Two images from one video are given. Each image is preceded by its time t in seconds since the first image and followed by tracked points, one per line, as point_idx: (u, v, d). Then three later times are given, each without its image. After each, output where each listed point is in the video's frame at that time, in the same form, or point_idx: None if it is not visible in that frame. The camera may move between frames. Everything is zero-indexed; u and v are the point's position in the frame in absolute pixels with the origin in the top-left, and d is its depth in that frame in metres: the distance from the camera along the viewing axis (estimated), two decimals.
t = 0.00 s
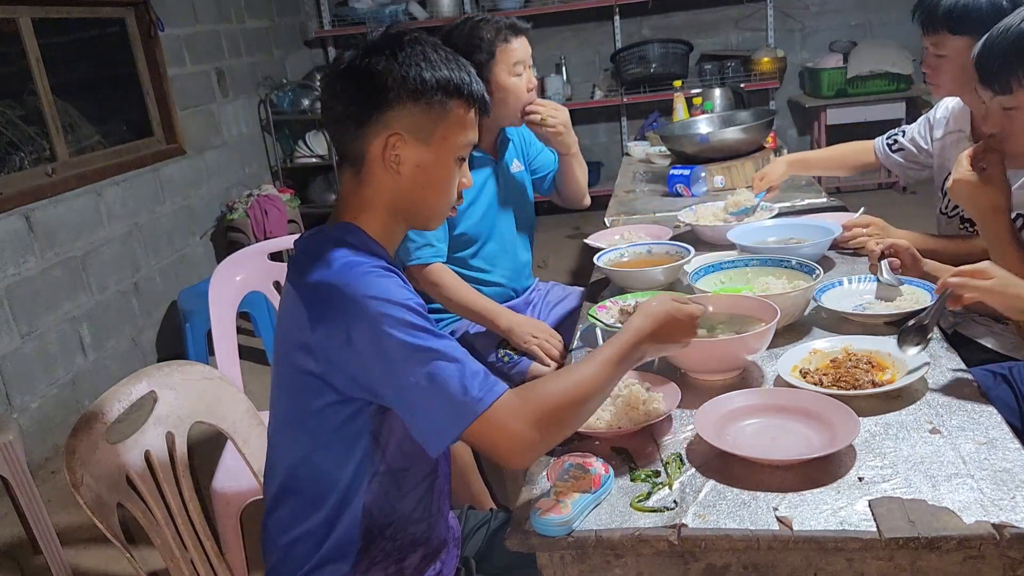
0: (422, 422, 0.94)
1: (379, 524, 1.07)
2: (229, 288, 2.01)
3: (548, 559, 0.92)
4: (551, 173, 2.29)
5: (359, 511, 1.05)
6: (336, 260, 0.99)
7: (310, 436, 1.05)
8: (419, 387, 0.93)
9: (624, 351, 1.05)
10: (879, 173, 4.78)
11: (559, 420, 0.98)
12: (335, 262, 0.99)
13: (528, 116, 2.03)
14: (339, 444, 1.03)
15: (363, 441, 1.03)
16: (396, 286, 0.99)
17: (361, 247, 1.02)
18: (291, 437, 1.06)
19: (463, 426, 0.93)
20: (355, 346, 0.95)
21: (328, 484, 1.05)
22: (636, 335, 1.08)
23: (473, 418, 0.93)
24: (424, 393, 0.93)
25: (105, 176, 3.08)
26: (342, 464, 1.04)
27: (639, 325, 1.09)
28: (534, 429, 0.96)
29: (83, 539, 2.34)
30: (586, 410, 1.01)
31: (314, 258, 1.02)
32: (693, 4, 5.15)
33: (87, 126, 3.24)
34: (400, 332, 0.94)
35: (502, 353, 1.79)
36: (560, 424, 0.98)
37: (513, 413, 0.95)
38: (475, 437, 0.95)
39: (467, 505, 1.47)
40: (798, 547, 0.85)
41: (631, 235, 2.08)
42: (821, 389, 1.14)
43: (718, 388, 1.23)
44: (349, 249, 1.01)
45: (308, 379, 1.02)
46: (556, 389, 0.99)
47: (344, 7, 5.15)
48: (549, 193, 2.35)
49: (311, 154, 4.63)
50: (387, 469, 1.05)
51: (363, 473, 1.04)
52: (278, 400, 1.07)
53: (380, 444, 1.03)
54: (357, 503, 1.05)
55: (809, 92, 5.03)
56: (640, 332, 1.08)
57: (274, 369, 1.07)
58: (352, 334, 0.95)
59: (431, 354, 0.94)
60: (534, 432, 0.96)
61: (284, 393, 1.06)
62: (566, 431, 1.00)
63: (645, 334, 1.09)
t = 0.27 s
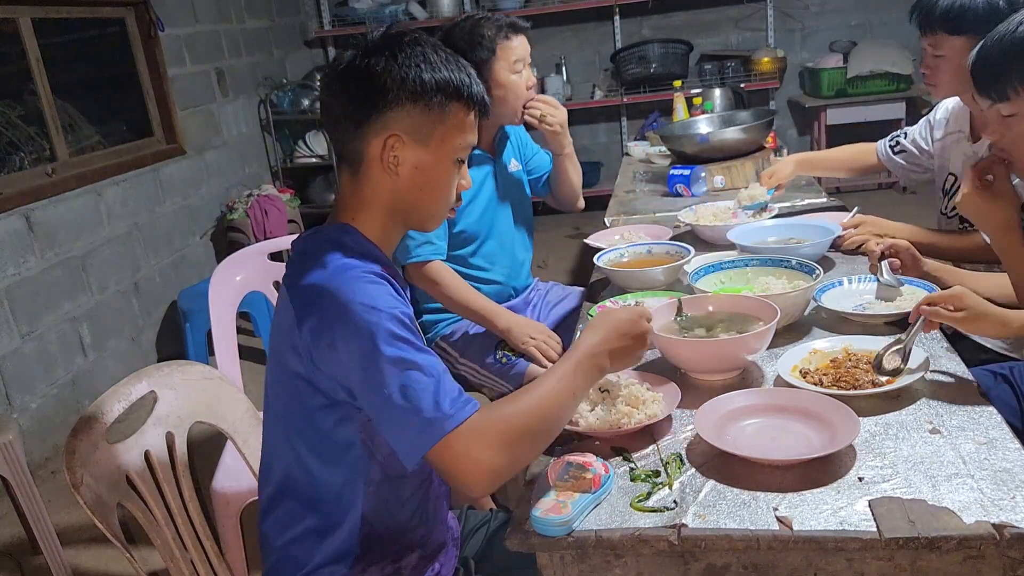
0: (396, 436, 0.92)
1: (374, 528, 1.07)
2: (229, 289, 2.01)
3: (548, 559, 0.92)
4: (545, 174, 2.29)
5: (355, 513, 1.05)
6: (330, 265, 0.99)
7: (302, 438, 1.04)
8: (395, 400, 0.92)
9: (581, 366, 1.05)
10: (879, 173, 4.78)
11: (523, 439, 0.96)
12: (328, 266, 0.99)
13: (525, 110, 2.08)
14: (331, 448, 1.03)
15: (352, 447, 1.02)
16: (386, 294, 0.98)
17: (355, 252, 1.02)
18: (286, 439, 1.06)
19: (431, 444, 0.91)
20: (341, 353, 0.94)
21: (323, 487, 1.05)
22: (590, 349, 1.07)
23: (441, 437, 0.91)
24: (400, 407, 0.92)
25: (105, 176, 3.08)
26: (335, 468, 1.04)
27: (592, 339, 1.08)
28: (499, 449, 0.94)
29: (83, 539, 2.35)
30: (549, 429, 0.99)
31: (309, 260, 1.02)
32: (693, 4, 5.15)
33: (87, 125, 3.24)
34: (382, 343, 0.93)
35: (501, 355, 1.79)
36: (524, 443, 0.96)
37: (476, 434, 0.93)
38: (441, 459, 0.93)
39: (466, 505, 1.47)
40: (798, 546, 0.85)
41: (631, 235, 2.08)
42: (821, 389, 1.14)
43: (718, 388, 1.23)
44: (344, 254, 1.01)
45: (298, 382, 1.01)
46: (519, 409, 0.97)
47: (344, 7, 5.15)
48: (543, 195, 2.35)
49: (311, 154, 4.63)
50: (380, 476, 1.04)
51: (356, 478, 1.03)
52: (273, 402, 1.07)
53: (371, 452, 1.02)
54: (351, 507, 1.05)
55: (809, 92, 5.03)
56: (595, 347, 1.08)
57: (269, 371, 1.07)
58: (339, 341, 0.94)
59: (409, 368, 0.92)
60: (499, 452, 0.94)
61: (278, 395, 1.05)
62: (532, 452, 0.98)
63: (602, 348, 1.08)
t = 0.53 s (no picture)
0: (409, 431, 0.95)
1: (374, 528, 1.07)
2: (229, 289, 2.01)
3: (548, 559, 0.92)
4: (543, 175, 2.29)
5: (354, 514, 1.05)
6: (331, 266, 0.99)
7: (302, 439, 1.04)
8: (408, 396, 0.94)
9: (593, 357, 1.08)
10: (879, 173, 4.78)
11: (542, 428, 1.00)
12: (330, 267, 0.99)
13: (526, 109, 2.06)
14: (331, 449, 1.03)
15: (352, 448, 1.02)
16: (390, 294, 0.99)
17: (356, 252, 1.02)
18: (284, 439, 1.06)
19: (449, 436, 0.95)
20: (346, 354, 0.95)
21: (322, 488, 1.05)
22: (602, 338, 1.11)
23: (457, 429, 0.95)
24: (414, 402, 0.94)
25: (105, 176, 3.08)
26: (334, 468, 1.04)
27: (605, 329, 1.12)
28: (520, 436, 0.98)
29: (83, 538, 2.35)
30: (567, 416, 1.03)
31: (309, 261, 1.02)
32: (693, 4, 5.15)
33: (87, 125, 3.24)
34: (391, 342, 0.94)
35: (501, 355, 1.79)
36: (543, 433, 1.00)
37: (500, 422, 0.98)
38: (462, 448, 0.97)
39: (466, 505, 1.47)
40: (798, 546, 0.85)
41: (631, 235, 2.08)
42: (820, 389, 1.14)
43: (717, 388, 1.23)
44: (344, 254, 1.01)
45: (298, 383, 1.01)
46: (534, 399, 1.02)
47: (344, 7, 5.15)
48: (540, 195, 2.35)
49: (311, 154, 4.63)
50: (380, 476, 1.04)
51: (356, 479, 1.03)
52: (272, 403, 1.07)
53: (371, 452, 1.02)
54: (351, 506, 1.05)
55: (809, 92, 5.03)
56: (610, 335, 1.11)
57: (267, 371, 1.07)
58: (344, 342, 0.95)
59: (422, 364, 0.95)
60: (520, 439, 0.98)
61: (277, 396, 1.05)
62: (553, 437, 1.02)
63: (614, 338, 1.11)
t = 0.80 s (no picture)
0: (432, 416, 0.95)
1: (379, 525, 1.07)
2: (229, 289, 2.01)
3: (548, 559, 0.92)
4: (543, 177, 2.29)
5: (355, 512, 1.05)
6: (341, 260, 1.00)
7: (312, 437, 1.05)
8: (430, 382, 0.94)
9: (637, 345, 1.06)
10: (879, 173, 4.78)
11: (575, 406, 0.99)
12: (340, 262, 0.99)
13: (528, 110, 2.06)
14: (341, 444, 1.04)
15: (365, 441, 1.03)
16: (403, 285, 0.99)
17: (365, 248, 1.03)
18: (291, 436, 1.07)
19: (479, 415, 0.95)
20: (361, 346, 0.95)
21: (328, 484, 1.06)
22: (648, 330, 1.08)
23: (492, 404, 0.95)
24: (437, 387, 0.94)
25: (105, 176, 3.08)
26: (343, 463, 1.04)
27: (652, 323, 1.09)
28: (553, 411, 0.98)
29: (83, 538, 2.35)
30: (604, 398, 1.01)
31: (318, 258, 1.02)
32: (693, 5, 5.15)
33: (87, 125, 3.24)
34: (409, 330, 0.95)
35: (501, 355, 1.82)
36: (577, 411, 0.99)
37: (535, 396, 0.98)
38: (496, 421, 0.97)
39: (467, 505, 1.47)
40: (798, 546, 0.85)
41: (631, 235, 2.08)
42: (820, 389, 1.14)
43: (717, 388, 1.23)
44: (351, 250, 1.01)
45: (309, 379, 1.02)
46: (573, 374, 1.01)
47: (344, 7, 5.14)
48: (540, 196, 2.36)
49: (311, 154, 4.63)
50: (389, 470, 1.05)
51: (363, 473, 1.04)
52: (279, 400, 1.07)
53: (381, 443, 1.04)
54: (356, 503, 1.05)
55: (809, 92, 5.03)
56: (655, 330, 1.08)
57: (275, 369, 1.07)
58: (358, 334, 0.95)
59: (444, 348, 0.95)
60: (554, 414, 0.98)
61: (285, 393, 1.06)
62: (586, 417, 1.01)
63: (660, 331, 1.08)
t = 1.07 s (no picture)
0: (436, 415, 0.96)
1: (382, 523, 1.07)
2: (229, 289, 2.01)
3: (548, 559, 0.92)
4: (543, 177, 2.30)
5: (360, 508, 1.05)
6: (345, 259, 1.00)
7: (315, 435, 1.05)
8: (436, 381, 0.95)
9: (649, 356, 1.08)
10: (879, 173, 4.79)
11: (577, 412, 1.01)
12: (344, 261, 0.99)
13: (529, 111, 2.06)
14: (345, 442, 1.04)
15: (370, 437, 1.04)
16: (407, 284, 0.99)
17: (369, 246, 1.03)
18: (295, 435, 1.07)
19: (483, 416, 0.95)
20: (365, 345, 0.95)
21: (331, 483, 1.06)
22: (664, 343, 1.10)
23: (493, 406, 0.95)
24: (442, 386, 0.95)
25: (105, 176, 3.08)
26: (347, 462, 1.05)
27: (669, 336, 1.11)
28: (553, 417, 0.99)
29: (83, 538, 2.35)
30: (608, 405, 1.03)
31: (321, 257, 1.02)
32: (693, 5, 5.15)
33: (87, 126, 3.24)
34: (414, 329, 0.95)
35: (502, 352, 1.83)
36: (575, 417, 1.01)
37: (538, 400, 0.99)
38: (496, 423, 0.97)
39: (467, 505, 1.47)
40: (798, 546, 0.85)
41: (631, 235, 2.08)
42: (820, 389, 1.14)
43: (717, 388, 1.23)
44: (355, 249, 1.01)
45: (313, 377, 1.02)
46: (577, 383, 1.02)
47: (344, 7, 5.14)
48: (539, 196, 2.36)
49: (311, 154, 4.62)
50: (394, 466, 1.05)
51: (367, 471, 1.04)
52: (283, 399, 1.07)
53: (384, 441, 1.04)
54: (360, 501, 1.05)
55: (809, 92, 5.03)
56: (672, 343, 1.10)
57: (278, 367, 1.07)
58: (362, 333, 0.95)
59: (448, 348, 0.95)
60: (554, 419, 0.99)
61: (288, 391, 1.06)
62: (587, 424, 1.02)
63: (674, 345, 1.10)
